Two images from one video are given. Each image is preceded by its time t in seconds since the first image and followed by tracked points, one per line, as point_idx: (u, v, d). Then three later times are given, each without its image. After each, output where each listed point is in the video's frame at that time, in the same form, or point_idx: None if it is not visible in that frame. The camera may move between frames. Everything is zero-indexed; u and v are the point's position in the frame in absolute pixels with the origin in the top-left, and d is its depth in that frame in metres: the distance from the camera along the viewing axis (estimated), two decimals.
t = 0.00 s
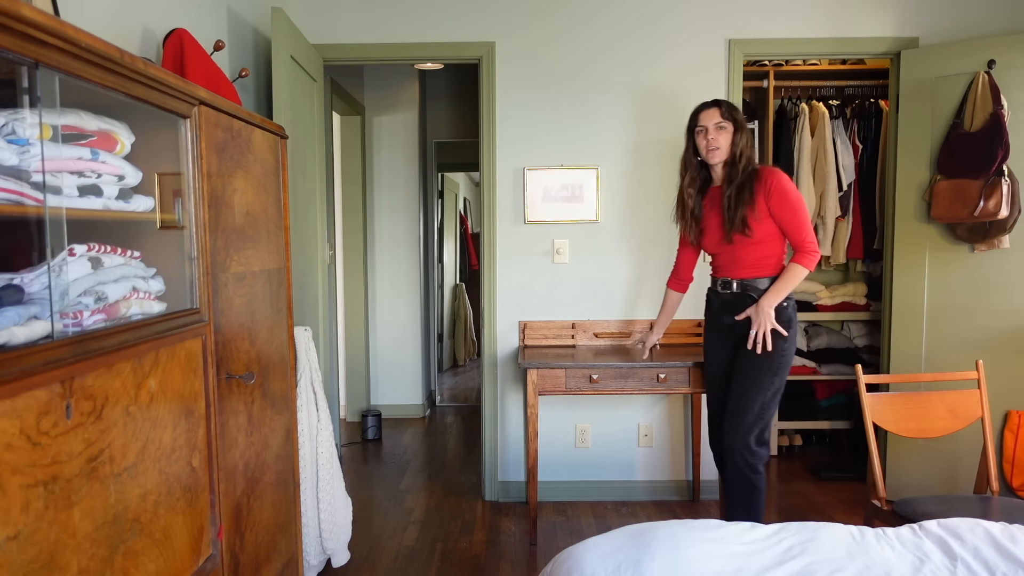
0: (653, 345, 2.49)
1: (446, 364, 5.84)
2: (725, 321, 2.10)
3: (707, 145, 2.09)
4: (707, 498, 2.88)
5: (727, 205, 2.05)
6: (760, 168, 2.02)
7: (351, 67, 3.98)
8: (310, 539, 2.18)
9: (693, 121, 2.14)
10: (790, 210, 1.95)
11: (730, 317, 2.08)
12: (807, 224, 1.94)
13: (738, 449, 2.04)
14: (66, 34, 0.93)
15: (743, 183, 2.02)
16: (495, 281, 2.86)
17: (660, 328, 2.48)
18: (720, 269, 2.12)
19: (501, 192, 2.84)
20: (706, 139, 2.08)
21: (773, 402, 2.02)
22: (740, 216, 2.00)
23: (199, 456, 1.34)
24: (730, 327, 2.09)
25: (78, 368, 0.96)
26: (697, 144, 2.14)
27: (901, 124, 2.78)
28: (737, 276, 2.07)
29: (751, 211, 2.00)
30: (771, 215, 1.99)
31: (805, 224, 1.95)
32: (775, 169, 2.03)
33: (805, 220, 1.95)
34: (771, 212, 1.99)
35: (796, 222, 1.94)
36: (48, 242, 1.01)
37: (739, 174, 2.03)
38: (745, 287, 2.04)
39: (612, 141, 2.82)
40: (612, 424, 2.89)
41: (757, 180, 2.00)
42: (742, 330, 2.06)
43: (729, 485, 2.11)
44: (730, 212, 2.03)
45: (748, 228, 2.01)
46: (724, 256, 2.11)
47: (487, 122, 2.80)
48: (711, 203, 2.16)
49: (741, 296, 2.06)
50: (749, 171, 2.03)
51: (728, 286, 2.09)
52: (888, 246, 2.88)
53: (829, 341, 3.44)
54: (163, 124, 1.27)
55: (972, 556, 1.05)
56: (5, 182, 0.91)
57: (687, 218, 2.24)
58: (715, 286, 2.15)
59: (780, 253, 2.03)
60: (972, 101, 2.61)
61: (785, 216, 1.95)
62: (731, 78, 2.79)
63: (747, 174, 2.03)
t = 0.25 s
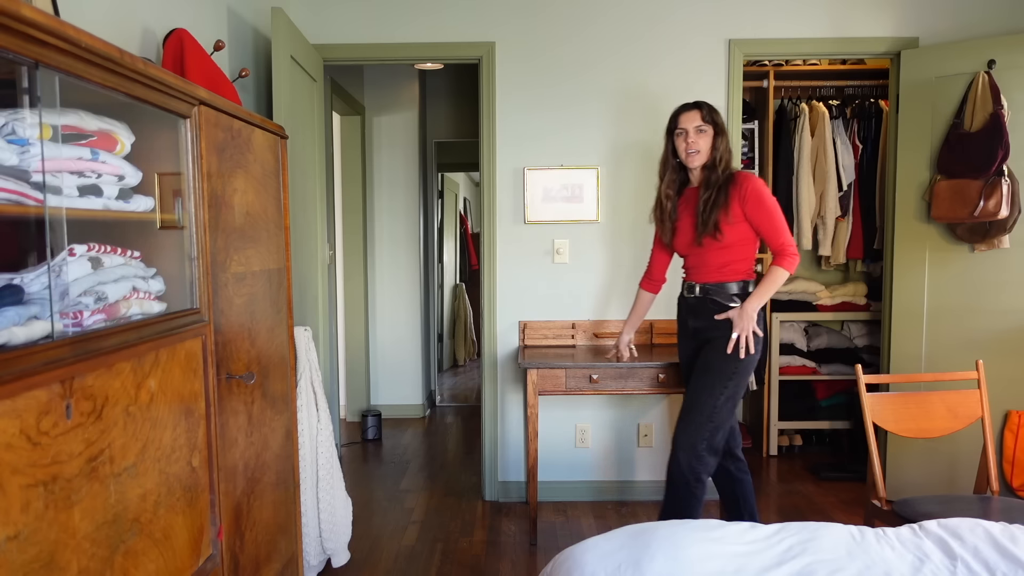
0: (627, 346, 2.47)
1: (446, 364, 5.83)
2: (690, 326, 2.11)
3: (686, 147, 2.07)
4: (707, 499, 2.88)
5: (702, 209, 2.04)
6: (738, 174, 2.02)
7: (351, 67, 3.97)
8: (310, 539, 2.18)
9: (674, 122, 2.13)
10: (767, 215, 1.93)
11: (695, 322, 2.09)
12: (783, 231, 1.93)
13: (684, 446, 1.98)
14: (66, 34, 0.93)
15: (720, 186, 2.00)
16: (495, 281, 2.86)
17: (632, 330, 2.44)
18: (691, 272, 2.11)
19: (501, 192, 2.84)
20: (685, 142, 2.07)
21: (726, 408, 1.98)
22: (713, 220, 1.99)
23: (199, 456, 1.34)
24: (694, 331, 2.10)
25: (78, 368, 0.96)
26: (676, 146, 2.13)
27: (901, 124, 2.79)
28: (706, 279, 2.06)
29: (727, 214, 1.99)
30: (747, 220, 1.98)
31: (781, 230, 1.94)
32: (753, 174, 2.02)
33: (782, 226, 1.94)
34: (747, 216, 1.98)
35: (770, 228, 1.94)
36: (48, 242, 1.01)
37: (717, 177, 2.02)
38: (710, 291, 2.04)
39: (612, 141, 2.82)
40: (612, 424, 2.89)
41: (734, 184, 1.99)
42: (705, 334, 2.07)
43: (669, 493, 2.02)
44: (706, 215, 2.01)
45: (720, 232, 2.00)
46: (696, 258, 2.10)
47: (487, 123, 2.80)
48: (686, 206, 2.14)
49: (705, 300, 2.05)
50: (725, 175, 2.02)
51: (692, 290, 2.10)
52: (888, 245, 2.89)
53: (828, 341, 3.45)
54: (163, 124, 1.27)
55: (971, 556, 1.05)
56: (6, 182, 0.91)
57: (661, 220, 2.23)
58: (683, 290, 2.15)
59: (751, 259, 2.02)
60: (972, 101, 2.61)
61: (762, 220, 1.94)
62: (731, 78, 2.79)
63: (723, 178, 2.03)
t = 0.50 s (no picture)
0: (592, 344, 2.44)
1: (446, 364, 5.84)
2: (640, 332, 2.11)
3: (652, 147, 2.05)
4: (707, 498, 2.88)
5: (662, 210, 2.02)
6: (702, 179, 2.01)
7: (351, 66, 3.97)
8: (310, 539, 2.18)
9: (644, 118, 2.11)
10: (728, 223, 1.93)
11: (645, 329, 2.09)
12: (743, 240, 1.93)
13: (641, 458, 2.00)
14: (66, 34, 0.93)
15: (682, 191, 1.99)
16: (495, 281, 2.86)
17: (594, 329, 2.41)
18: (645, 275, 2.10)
19: (501, 192, 2.84)
20: (653, 139, 2.04)
21: (679, 416, 1.98)
22: (672, 222, 1.98)
23: (199, 456, 1.34)
24: (645, 338, 2.10)
25: (78, 368, 0.96)
26: (644, 143, 2.11)
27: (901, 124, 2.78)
28: (659, 282, 2.05)
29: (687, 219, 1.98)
30: (706, 226, 1.97)
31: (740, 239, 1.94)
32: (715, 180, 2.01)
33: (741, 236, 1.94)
34: (707, 223, 1.97)
35: (729, 235, 1.94)
36: (48, 242, 1.01)
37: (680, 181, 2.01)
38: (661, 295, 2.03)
39: (612, 141, 2.82)
40: (612, 424, 2.90)
41: (696, 190, 1.98)
42: (653, 340, 2.07)
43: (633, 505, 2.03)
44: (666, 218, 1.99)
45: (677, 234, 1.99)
46: (650, 261, 2.08)
47: (488, 123, 2.80)
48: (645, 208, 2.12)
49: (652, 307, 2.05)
50: (688, 178, 2.02)
51: (641, 294, 2.09)
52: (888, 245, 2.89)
53: (828, 341, 3.45)
54: (162, 124, 1.27)
55: (971, 556, 1.05)
56: (6, 182, 0.91)
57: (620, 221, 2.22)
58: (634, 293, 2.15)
59: (705, 265, 2.02)
60: (972, 101, 2.61)
61: (723, 228, 1.94)
62: (731, 78, 2.79)
63: (686, 182, 2.02)
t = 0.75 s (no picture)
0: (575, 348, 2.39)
1: (446, 364, 5.83)
2: (597, 329, 2.10)
3: (613, 137, 2.04)
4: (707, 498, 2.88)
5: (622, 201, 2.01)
6: (658, 171, 2.02)
7: (351, 67, 3.97)
8: (310, 539, 2.17)
9: (604, 105, 2.10)
10: (681, 218, 1.95)
11: (601, 325, 2.08)
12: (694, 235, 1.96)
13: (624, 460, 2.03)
14: (66, 34, 0.92)
15: (640, 184, 1.99)
16: (495, 281, 2.86)
17: (575, 329, 2.35)
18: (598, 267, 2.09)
19: (500, 192, 2.84)
20: (613, 126, 2.04)
21: (654, 412, 2.02)
22: (631, 213, 1.97)
23: (199, 456, 1.34)
24: (603, 334, 2.08)
25: (79, 368, 0.96)
26: (604, 131, 2.10)
27: (901, 124, 2.78)
28: (612, 275, 2.05)
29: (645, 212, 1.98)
30: (661, 221, 1.98)
31: (692, 235, 1.97)
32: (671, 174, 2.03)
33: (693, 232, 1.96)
34: (662, 217, 1.98)
35: (684, 228, 1.96)
36: (48, 242, 1.00)
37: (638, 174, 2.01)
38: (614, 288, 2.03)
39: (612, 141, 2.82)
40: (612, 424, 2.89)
41: (653, 183, 1.99)
42: (611, 335, 2.05)
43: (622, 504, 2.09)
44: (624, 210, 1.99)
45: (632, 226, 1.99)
46: (604, 254, 2.08)
47: (488, 123, 2.80)
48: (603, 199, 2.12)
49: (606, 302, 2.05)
50: (647, 171, 2.02)
51: (596, 289, 2.08)
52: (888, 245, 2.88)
53: (829, 341, 3.45)
54: (162, 124, 1.27)
55: (971, 556, 1.05)
56: (6, 182, 0.91)
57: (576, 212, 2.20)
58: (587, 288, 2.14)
59: (658, 260, 2.04)
60: (972, 101, 2.61)
61: (677, 223, 1.96)
62: (731, 78, 2.79)
63: (645, 174, 2.02)
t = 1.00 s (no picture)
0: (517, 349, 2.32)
1: (446, 364, 5.83)
2: (567, 327, 2.05)
3: (586, 136, 2.00)
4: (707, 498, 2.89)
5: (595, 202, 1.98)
6: (629, 169, 2.03)
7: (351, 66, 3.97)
8: (310, 539, 2.18)
9: (570, 104, 2.06)
10: (652, 216, 1.99)
11: (573, 325, 2.04)
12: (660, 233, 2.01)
13: (608, 456, 2.06)
14: (66, 34, 0.92)
15: (618, 184, 1.98)
16: (495, 281, 2.86)
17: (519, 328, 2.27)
18: (568, 269, 2.05)
19: (500, 192, 2.84)
20: (580, 125, 2.01)
21: (632, 405, 2.06)
22: (613, 214, 1.96)
23: (199, 456, 1.34)
24: (573, 333, 2.05)
25: (79, 368, 0.96)
26: (570, 130, 2.05)
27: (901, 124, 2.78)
28: (587, 276, 2.02)
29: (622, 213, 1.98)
30: (634, 221, 2.01)
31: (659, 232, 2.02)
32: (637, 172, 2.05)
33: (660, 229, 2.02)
34: (635, 217, 2.00)
35: (657, 229, 2.00)
36: (48, 242, 1.00)
37: (615, 173, 1.99)
38: (587, 290, 2.01)
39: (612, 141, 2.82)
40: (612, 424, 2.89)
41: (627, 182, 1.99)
42: (584, 335, 2.03)
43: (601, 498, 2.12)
44: (604, 211, 1.96)
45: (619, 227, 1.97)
46: (576, 256, 2.04)
47: (488, 122, 2.80)
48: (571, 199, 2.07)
49: (582, 302, 2.02)
50: (621, 170, 2.01)
51: (569, 291, 2.04)
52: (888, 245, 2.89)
53: (829, 341, 3.45)
54: (162, 124, 1.27)
55: (971, 556, 1.05)
56: (6, 182, 0.91)
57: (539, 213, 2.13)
58: (554, 290, 2.08)
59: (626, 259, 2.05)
60: (972, 101, 2.61)
61: (648, 223, 1.99)
62: (731, 78, 2.79)
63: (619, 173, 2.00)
